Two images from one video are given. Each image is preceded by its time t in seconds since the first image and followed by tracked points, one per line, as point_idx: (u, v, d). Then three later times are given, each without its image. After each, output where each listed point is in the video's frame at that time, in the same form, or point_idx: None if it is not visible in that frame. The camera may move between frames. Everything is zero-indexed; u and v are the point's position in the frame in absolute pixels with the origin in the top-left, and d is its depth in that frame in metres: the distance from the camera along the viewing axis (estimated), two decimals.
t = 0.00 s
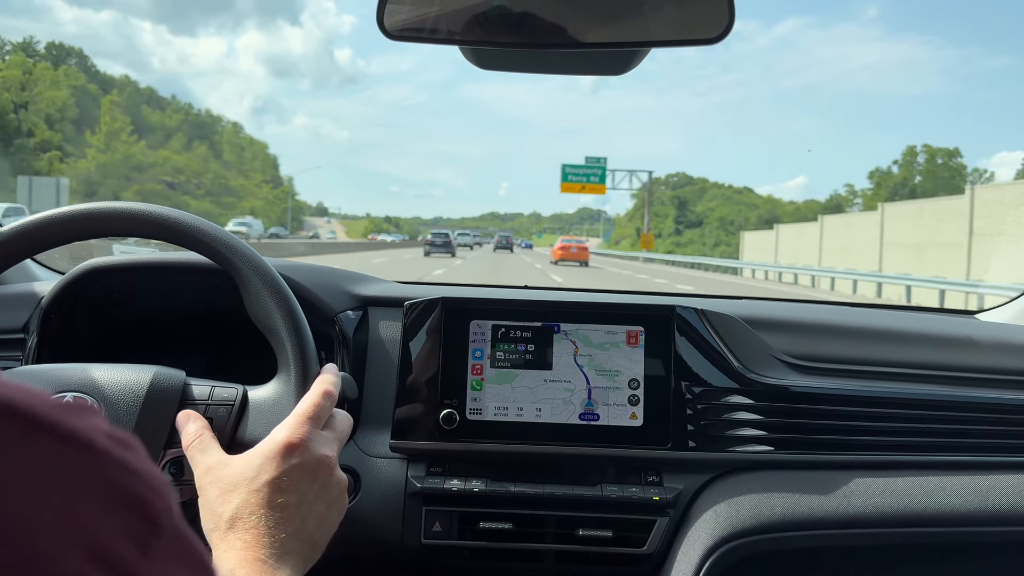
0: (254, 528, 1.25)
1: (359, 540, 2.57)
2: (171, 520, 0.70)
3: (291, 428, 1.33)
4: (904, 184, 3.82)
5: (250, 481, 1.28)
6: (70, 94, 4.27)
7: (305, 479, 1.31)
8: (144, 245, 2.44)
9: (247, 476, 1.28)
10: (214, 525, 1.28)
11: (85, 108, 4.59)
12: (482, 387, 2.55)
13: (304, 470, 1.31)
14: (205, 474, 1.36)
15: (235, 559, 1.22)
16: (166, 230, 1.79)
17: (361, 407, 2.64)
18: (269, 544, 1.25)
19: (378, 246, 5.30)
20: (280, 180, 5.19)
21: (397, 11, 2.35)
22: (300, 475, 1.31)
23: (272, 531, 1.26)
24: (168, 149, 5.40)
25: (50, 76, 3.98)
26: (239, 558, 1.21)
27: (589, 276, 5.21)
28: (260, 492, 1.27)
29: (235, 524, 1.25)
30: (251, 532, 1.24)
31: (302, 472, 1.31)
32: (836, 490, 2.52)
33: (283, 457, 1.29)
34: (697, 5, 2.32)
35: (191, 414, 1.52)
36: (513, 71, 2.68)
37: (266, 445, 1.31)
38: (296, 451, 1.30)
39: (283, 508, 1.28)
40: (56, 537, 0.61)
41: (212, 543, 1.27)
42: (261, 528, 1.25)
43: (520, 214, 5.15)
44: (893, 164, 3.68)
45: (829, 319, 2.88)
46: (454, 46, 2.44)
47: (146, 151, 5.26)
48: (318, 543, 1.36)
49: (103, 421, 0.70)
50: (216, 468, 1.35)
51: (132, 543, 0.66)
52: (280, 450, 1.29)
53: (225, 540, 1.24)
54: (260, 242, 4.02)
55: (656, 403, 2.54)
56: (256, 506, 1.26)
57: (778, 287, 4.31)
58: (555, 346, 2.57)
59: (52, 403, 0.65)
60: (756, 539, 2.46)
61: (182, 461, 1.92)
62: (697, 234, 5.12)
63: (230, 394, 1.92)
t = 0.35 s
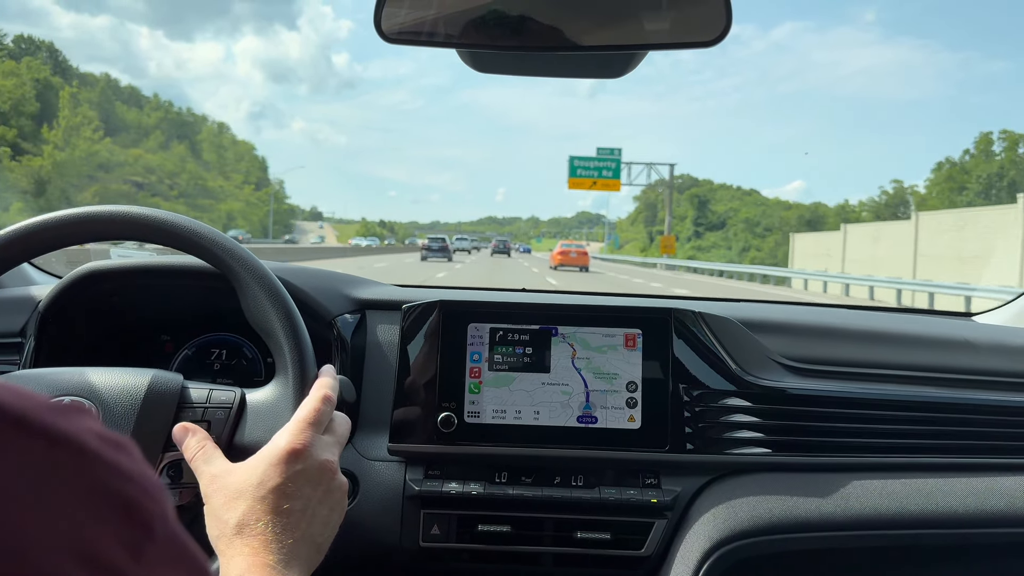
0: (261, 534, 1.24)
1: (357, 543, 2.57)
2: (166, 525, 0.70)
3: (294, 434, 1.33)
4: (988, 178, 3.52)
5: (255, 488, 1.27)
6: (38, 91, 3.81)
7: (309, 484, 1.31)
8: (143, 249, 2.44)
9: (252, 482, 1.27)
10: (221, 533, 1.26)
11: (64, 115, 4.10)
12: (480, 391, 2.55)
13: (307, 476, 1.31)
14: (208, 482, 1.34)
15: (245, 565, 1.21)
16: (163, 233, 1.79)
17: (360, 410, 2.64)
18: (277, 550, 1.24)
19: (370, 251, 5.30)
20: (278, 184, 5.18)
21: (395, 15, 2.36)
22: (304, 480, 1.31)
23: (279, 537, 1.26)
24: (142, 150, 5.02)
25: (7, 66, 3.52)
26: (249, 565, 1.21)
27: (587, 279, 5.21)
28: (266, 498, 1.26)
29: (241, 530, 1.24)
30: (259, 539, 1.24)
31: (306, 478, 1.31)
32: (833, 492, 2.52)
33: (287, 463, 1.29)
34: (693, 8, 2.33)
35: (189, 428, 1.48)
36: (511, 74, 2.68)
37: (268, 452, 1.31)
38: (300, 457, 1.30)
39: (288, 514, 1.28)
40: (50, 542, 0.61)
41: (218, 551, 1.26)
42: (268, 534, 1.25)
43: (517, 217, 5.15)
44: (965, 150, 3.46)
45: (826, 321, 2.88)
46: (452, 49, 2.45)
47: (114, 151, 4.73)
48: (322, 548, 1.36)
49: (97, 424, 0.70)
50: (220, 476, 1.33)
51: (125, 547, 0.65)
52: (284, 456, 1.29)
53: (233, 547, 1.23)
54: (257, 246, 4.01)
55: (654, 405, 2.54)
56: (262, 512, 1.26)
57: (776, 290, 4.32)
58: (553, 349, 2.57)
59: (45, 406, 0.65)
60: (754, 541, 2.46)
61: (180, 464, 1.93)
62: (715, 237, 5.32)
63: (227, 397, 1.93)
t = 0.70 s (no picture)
0: (265, 539, 1.24)
1: (356, 546, 2.57)
2: (171, 535, 0.69)
3: (296, 439, 1.32)
4: None
5: (259, 493, 1.26)
6: None
7: (312, 489, 1.31)
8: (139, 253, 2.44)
9: (256, 487, 1.26)
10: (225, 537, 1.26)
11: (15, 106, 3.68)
12: (477, 393, 2.55)
13: (311, 481, 1.31)
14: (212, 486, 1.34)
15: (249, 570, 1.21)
16: (159, 236, 1.78)
17: (357, 413, 2.63)
18: (280, 555, 1.24)
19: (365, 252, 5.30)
20: (273, 186, 5.15)
21: (392, 18, 2.36)
22: (307, 485, 1.30)
23: (283, 542, 1.25)
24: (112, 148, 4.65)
25: None
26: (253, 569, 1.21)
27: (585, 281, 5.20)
28: (270, 503, 1.26)
29: (245, 535, 1.24)
30: (262, 544, 1.24)
31: (309, 483, 1.31)
32: (831, 494, 2.52)
33: (291, 468, 1.29)
34: (690, 11, 2.33)
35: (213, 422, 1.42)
36: (508, 77, 2.69)
37: (271, 457, 1.30)
38: (303, 462, 1.30)
39: (292, 519, 1.28)
40: (54, 552, 0.60)
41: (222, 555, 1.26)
42: (272, 540, 1.24)
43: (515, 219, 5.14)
44: None
45: (824, 323, 2.89)
46: (449, 52, 2.45)
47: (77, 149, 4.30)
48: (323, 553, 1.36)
49: (101, 434, 0.70)
50: (225, 480, 1.32)
51: (129, 558, 0.65)
52: (287, 461, 1.29)
53: (238, 552, 1.23)
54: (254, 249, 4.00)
55: (651, 407, 2.54)
56: (267, 517, 1.25)
57: (775, 291, 4.32)
58: (550, 351, 2.57)
59: (49, 417, 0.65)
60: (753, 543, 2.46)
61: (177, 468, 1.93)
62: (728, 242, 6.50)
63: (224, 400, 1.94)
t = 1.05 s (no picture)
0: (264, 538, 1.24)
1: (355, 544, 2.57)
2: (172, 534, 0.69)
3: (296, 438, 1.32)
4: None
5: (258, 492, 1.26)
6: None
7: (312, 488, 1.31)
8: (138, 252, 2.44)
9: (256, 486, 1.26)
10: (224, 535, 1.26)
11: None
12: (476, 391, 2.55)
13: (310, 481, 1.31)
14: (213, 483, 1.34)
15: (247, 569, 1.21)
16: (157, 234, 1.78)
17: (356, 412, 2.63)
18: (279, 554, 1.24)
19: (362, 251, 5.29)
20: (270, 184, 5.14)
21: (391, 15, 2.36)
22: (306, 484, 1.30)
23: (282, 542, 1.25)
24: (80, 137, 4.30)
25: None
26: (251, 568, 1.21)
27: (585, 280, 5.20)
28: (269, 502, 1.26)
29: (244, 534, 1.24)
30: (261, 543, 1.24)
31: (309, 483, 1.31)
32: (831, 492, 2.52)
33: (291, 467, 1.29)
34: (690, 9, 2.33)
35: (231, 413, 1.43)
36: (508, 75, 2.68)
37: (271, 456, 1.30)
38: (303, 461, 1.30)
39: (291, 518, 1.28)
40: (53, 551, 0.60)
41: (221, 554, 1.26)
42: (270, 539, 1.25)
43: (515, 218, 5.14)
44: None
45: (823, 321, 2.89)
46: (448, 49, 2.44)
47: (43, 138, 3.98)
48: (321, 553, 1.36)
49: (102, 432, 0.70)
50: (225, 477, 1.32)
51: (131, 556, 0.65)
52: (287, 460, 1.29)
53: (236, 550, 1.23)
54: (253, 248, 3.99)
55: (650, 406, 2.54)
56: (266, 517, 1.25)
57: (774, 290, 4.32)
58: (549, 349, 2.57)
59: (49, 414, 0.65)
60: (753, 541, 2.46)
61: (176, 467, 1.93)
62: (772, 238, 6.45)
63: (223, 399, 1.96)
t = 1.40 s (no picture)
0: (263, 538, 1.24)
1: (355, 543, 2.57)
2: (174, 532, 0.69)
3: (296, 438, 1.32)
4: None
5: (259, 492, 1.26)
6: None
7: (312, 489, 1.31)
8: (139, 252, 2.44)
9: (255, 486, 1.26)
10: (224, 534, 1.26)
11: None
12: (477, 391, 2.55)
13: (310, 481, 1.31)
14: (214, 483, 1.34)
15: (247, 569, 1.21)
16: (158, 234, 1.78)
17: (356, 411, 2.64)
18: (279, 555, 1.24)
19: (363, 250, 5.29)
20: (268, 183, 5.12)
21: (391, 15, 2.36)
22: (306, 485, 1.31)
23: (281, 542, 1.26)
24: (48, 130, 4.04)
25: None
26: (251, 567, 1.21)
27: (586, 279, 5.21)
28: (269, 502, 1.26)
29: (244, 534, 1.24)
30: (261, 542, 1.24)
31: (309, 484, 1.31)
32: (831, 492, 2.52)
33: (291, 468, 1.29)
34: (689, 9, 2.33)
35: (237, 411, 1.44)
36: (508, 75, 2.69)
37: (271, 455, 1.30)
38: (303, 462, 1.30)
39: (291, 518, 1.28)
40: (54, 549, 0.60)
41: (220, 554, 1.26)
42: (270, 539, 1.25)
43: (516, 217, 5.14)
44: None
45: (823, 321, 2.89)
46: (448, 49, 2.45)
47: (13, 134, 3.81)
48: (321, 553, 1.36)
49: (105, 430, 0.70)
50: (226, 477, 1.32)
51: (133, 554, 0.65)
52: (287, 460, 1.29)
53: (236, 550, 1.23)
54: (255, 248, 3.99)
55: (650, 406, 2.54)
56: (265, 517, 1.25)
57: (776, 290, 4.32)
58: (550, 349, 2.57)
59: (51, 412, 0.65)
60: (753, 541, 2.46)
61: (176, 467, 1.93)
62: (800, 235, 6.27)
63: (224, 399, 1.96)
